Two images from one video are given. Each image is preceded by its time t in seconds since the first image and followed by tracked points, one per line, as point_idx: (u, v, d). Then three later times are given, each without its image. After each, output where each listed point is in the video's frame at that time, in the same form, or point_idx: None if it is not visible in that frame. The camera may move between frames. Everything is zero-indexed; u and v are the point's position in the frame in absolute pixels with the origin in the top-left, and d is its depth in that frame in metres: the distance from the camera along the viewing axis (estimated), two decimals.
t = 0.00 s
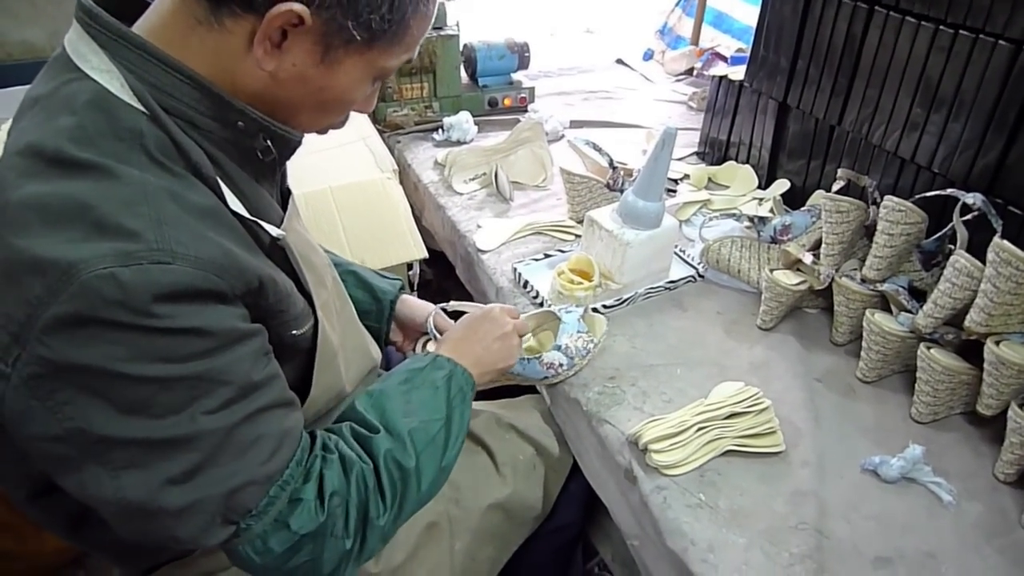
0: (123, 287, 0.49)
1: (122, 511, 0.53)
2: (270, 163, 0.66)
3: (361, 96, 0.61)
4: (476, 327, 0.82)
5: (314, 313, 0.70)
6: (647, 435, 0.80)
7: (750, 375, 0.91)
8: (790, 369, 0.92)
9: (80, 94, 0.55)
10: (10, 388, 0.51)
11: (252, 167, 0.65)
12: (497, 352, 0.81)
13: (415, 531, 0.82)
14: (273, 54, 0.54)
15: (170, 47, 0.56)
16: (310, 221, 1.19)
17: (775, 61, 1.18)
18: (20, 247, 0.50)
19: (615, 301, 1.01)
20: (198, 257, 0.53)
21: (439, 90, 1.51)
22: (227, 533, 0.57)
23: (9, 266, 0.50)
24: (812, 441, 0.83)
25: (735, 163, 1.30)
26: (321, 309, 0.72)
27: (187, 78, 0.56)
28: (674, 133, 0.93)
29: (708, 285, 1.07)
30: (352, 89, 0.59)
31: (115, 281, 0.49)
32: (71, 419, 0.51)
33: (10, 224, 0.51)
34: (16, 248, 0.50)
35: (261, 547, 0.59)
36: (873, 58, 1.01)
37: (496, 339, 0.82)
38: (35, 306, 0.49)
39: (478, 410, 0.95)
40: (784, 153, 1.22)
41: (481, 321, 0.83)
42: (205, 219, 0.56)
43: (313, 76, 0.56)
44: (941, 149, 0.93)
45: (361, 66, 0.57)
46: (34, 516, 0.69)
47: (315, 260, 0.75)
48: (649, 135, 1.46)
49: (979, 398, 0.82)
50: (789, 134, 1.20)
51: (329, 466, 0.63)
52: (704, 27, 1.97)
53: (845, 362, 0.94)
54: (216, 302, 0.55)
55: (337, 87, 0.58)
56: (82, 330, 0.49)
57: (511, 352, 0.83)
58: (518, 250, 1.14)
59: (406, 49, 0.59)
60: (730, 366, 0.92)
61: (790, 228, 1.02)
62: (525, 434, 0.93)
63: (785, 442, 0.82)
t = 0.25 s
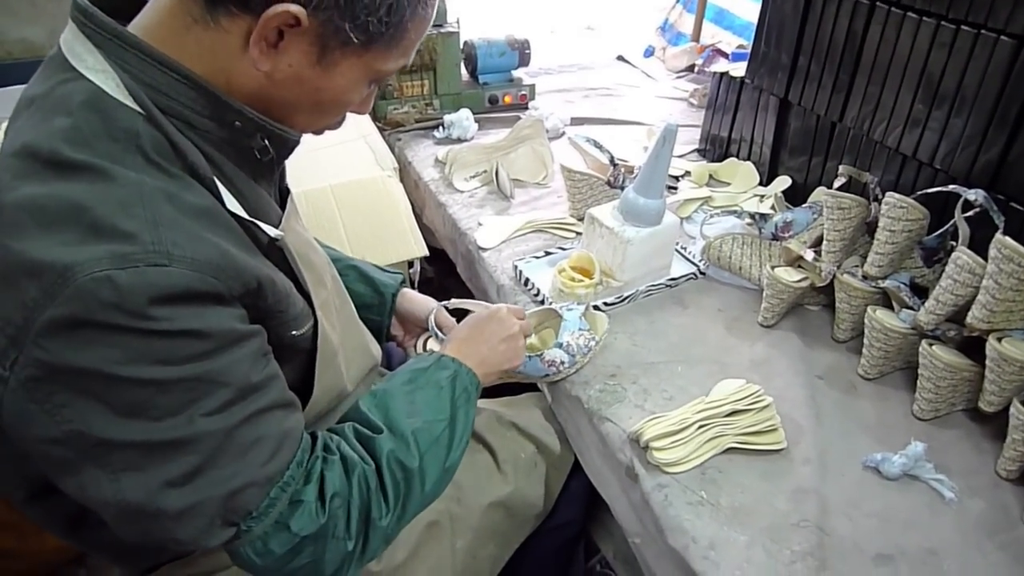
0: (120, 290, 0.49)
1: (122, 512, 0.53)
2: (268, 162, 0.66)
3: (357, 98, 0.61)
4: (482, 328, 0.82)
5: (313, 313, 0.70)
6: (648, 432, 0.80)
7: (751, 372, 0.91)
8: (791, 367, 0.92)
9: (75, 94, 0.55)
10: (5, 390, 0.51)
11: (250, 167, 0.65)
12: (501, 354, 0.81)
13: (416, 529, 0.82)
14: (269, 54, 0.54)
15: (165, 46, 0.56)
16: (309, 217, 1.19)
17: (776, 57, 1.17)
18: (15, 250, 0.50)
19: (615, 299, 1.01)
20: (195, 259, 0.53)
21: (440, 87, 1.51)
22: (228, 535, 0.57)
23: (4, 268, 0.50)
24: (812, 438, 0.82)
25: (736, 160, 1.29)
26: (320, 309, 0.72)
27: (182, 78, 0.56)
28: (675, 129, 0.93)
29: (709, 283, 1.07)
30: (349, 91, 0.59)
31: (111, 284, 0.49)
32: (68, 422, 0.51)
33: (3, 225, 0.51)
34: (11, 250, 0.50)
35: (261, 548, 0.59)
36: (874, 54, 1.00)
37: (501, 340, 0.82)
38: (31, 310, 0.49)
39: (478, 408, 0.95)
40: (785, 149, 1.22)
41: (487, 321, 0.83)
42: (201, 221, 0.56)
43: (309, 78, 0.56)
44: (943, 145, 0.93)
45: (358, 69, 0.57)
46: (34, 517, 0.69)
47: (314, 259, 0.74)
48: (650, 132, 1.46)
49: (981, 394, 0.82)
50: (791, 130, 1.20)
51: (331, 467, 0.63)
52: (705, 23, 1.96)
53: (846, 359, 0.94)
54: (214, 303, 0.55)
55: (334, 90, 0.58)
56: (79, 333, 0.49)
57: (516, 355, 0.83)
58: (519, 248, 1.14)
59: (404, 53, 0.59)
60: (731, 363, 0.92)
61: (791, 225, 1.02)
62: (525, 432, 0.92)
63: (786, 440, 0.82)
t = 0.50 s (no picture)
0: (119, 293, 0.49)
1: (122, 512, 0.53)
2: (268, 163, 0.66)
3: (359, 89, 0.60)
4: (484, 331, 0.82)
5: (312, 313, 0.70)
6: (649, 430, 0.80)
7: (752, 370, 0.91)
8: (792, 365, 0.92)
9: (73, 96, 0.55)
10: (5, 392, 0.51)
11: (250, 168, 0.65)
12: (502, 358, 0.81)
13: (417, 528, 0.82)
14: (268, 49, 0.54)
15: (163, 46, 0.56)
16: (309, 214, 1.19)
17: (777, 55, 1.17)
18: (14, 252, 0.50)
19: (616, 297, 1.01)
20: (195, 262, 0.53)
21: (441, 85, 1.51)
22: (226, 538, 0.57)
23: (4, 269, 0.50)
24: (813, 436, 0.82)
25: (737, 158, 1.29)
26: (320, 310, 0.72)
27: (181, 78, 0.56)
28: (676, 127, 0.93)
29: (710, 281, 1.07)
30: (350, 83, 0.59)
31: (110, 287, 0.49)
32: (67, 424, 0.51)
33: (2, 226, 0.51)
34: (9, 252, 0.50)
35: (260, 551, 0.59)
36: (876, 51, 1.00)
37: (503, 345, 0.82)
38: (31, 312, 0.49)
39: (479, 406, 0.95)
40: (786, 147, 1.22)
41: (490, 323, 0.83)
42: (201, 222, 0.56)
43: (309, 72, 0.56)
44: (944, 143, 0.93)
45: (357, 58, 0.57)
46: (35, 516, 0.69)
47: (314, 259, 0.74)
48: (652, 130, 1.46)
49: (982, 392, 0.82)
50: (792, 128, 1.20)
51: (331, 471, 0.63)
52: (707, 21, 1.96)
53: (848, 357, 0.94)
54: (213, 306, 0.55)
55: (334, 83, 0.58)
56: (79, 336, 0.49)
57: (518, 359, 0.83)
58: (520, 246, 1.14)
59: (403, 41, 0.59)
60: (733, 362, 0.92)
61: (793, 222, 1.02)
62: (526, 430, 0.93)
63: (787, 438, 0.82)
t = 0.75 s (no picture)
0: (123, 290, 0.49)
1: (126, 508, 0.53)
2: (270, 160, 0.66)
3: (364, 78, 0.60)
4: (496, 323, 0.82)
5: (314, 312, 0.70)
6: (652, 429, 0.80)
7: (754, 370, 0.91)
8: (793, 366, 0.92)
9: (77, 93, 0.55)
10: (15, 387, 0.52)
11: (252, 165, 0.65)
12: (511, 352, 0.81)
13: (419, 526, 0.82)
14: (271, 40, 0.54)
15: (165, 43, 0.56)
16: (312, 212, 1.20)
17: (781, 56, 1.17)
18: (20, 250, 0.50)
19: (620, 296, 1.01)
20: (199, 258, 0.53)
21: (444, 84, 1.51)
22: (234, 530, 0.57)
23: (10, 266, 0.50)
24: (815, 437, 0.82)
25: (741, 158, 1.28)
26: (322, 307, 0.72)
27: (183, 75, 0.56)
28: (680, 127, 0.93)
29: (712, 281, 1.07)
30: (355, 72, 0.58)
31: (115, 284, 0.49)
32: (74, 420, 0.51)
33: (8, 223, 0.51)
34: (16, 249, 0.50)
35: (266, 544, 0.59)
36: (879, 52, 1.00)
37: (514, 340, 0.82)
38: (38, 309, 0.50)
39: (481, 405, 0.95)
40: (790, 147, 1.22)
41: (502, 317, 0.83)
42: (204, 219, 0.56)
43: (313, 62, 0.56)
44: (947, 145, 0.93)
45: (360, 46, 0.57)
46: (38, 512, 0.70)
47: (316, 257, 0.75)
48: (655, 130, 1.46)
49: (985, 393, 0.82)
50: (795, 128, 1.20)
51: (336, 463, 0.63)
52: (710, 21, 1.96)
53: (850, 357, 0.94)
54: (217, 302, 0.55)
55: (339, 73, 0.58)
56: (85, 332, 0.49)
57: (525, 355, 0.83)
58: (523, 245, 1.14)
59: (405, 26, 0.58)
60: (735, 362, 0.92)
61: (796, 223, 1.02)
62: (528, 429, 0.93)
63: (789, 438, 0.82)
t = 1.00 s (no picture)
0: (126, 283, 0.49)
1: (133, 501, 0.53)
2: (270, 155, 0.66)
3: (360, 68, 0.60)
4: (543, 312, 0.83)
5: (319, 304, 0.70)
6: (653, 429, 0.80)
7: (755, 370, 0.91)
8: (794, 365, 0.92)
9: (77, 90, 0.55)
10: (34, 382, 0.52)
11: (252, 160, 0.65)
12: (553, 346, 0.82)
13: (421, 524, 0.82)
14: (264, 31, 0.54)
15: (162, 39, 0.56)
16: (313, 211, 1.20)
17: (783, 56, 1.17)
18: (27, 247, 0.50)
19: (621, 295, 1.01)
20: (200, 250, 0.53)
21: (446, 83, 1.51)
22: (258, 513, 0.58)
23: (17, 264, 0.51)
24: (816, 436, 0.82)
25: (742, 158, 1.29)
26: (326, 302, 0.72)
27: (180, 70, 0.56)
28: (681, 127, 0.93)
29: (714, 280, 1.07)
30: (352, 60, 0.58)
31: (118, 277, 0.49)
32: (94, 413, 0.51)
33: (14, 221, 0.51)
34: (22, 246, 0.50)
35: (291, 525, 0.60)
36: (881, 51, 1.00)
37: (558, 334, 0.82)
38: (47, 305, 0.50)
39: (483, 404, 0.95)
40: (791, 147, 1.22)
41: (551, 309, 0.84)
42: (206, 213, 0.56)
43: (307, 53, 0.56)
44: (948, 145, 0.93)
45: (355, 36, 0.56)
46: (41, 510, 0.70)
47: (317, 255, 0.75)
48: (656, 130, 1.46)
49: (986, 393, 0.82)
50: (797, 128, 1.20)
51: (361, 443, 0.64)
52: (711, 21, 1.96)
53: (852, 357, 0.94)
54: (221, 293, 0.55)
55: (335, 63, 0.57)
56: (93, 326, 0.50)
57: (567, 351, 0.83)
58: (524, 244, 1.14)
59: (398, 12, 0.58)
60: (736, 362, 0.92)
61: (797, 223, 1.02)
62: (529, 428, 0.93)
63: (790, 437, 0.82)
